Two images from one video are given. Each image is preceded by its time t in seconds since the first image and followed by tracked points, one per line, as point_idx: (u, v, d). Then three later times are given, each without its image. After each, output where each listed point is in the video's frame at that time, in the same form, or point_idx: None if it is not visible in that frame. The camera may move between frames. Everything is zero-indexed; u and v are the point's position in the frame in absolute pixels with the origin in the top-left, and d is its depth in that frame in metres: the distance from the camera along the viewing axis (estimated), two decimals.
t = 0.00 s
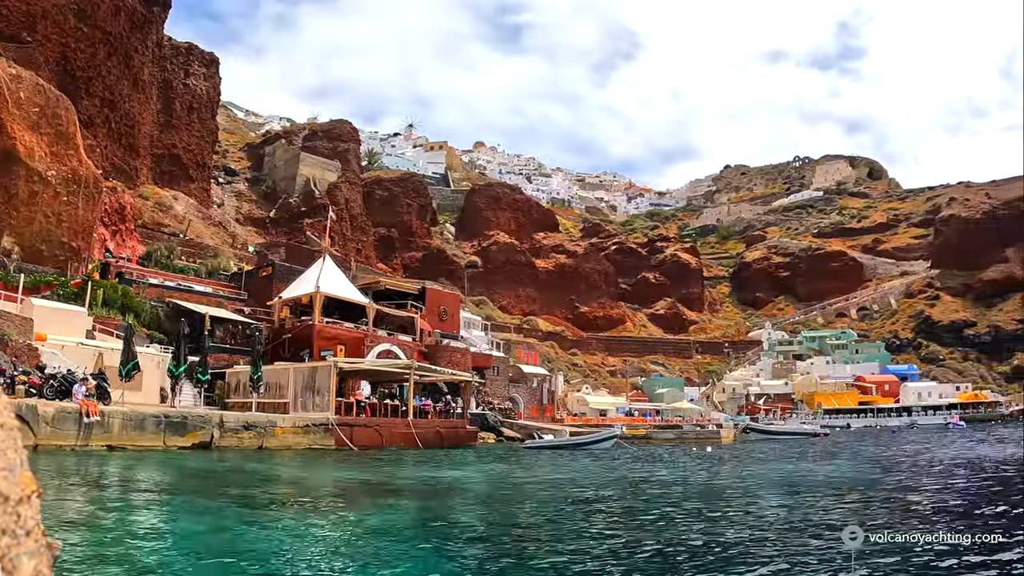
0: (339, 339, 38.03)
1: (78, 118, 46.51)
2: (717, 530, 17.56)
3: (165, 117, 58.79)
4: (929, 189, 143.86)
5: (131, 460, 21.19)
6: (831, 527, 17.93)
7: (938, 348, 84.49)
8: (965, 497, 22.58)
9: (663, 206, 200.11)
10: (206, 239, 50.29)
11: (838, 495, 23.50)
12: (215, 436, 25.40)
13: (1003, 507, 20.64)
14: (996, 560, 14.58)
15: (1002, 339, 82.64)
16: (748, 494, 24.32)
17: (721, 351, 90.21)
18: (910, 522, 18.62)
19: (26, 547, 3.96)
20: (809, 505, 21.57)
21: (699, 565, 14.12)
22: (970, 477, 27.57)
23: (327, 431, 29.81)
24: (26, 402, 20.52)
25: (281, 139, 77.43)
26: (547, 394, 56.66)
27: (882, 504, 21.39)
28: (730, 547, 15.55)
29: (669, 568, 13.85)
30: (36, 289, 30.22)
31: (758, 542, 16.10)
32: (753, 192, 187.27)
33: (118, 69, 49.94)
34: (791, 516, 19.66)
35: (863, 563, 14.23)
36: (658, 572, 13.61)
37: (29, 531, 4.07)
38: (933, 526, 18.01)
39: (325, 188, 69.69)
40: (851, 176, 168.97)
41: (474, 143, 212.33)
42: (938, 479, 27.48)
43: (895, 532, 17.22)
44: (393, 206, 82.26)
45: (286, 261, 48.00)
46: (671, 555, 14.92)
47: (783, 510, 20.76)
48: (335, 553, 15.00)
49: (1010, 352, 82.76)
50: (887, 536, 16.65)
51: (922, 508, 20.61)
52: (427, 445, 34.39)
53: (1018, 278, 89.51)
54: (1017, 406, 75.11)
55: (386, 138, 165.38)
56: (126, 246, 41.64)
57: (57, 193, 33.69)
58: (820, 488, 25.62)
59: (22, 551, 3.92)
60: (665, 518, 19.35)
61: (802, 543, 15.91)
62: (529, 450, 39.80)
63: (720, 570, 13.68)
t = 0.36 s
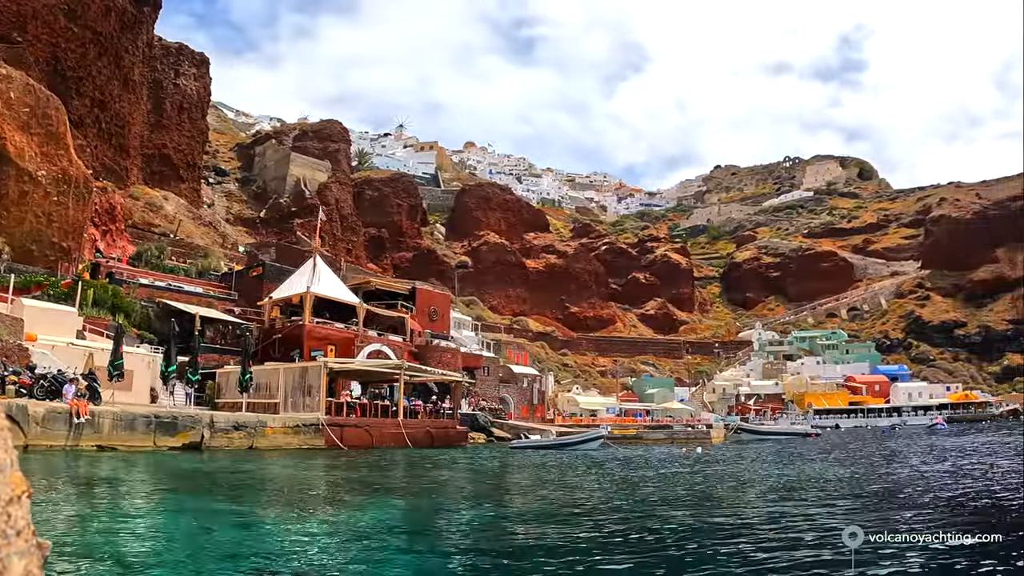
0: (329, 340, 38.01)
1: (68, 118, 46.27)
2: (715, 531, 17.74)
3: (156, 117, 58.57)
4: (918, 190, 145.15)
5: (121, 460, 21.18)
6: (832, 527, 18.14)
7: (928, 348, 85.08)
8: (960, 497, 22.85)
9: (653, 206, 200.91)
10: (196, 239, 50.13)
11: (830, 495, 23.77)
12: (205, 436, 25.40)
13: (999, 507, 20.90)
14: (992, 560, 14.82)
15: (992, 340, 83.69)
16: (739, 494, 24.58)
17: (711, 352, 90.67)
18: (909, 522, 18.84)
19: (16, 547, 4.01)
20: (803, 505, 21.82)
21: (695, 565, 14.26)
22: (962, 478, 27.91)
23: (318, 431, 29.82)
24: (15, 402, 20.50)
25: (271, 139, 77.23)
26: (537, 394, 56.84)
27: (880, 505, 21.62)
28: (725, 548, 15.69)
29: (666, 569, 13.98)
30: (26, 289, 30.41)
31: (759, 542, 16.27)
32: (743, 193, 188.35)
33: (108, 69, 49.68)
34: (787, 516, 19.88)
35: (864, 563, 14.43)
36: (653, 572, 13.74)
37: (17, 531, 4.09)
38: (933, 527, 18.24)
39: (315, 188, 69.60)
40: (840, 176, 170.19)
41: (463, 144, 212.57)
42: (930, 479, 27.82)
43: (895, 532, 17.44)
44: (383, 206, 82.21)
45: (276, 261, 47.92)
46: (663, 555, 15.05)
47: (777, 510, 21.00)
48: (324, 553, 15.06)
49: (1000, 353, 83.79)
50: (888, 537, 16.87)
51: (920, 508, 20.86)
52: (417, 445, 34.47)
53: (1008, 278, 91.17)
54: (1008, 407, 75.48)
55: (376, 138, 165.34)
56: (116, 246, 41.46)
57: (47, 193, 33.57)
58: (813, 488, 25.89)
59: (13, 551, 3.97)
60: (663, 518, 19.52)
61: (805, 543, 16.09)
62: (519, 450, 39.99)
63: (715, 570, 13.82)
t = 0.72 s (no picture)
0: (319, 340, 37.98)
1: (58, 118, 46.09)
2: (712, 530, 17.95)
3: (146, 117, 58.34)
4: (906, 190, 146.26)
5: (111, 460, 21.19)
6: (832, 526, 18.37)
7: (919, 349, 84.99)
8: (955, 497, 23.13)
9: (644, 206, 201.48)
10: (187, 239, 49.98)
11: (821, 495, 24.06)
12: (195, 436, 25.41)
13: (997, 508, 21.15)
14: (990, 562, 15.05)
15: (982, 340, 83.73)
16: (730, 494, 24.82)
17: (701, 351, 91.09)
18: (909, 522, 19.06)
19: (7, 548, 4.22)
20: (796, 505, 22.08)
21: (690, 564, 14.46)
22: (955, 478, 28.26)
23: (308, 431, 29.84)
24: (4, 402, 20.50)
25: (261, 139, 77.04)
26: (527, 394, 57.04)
27: (880, 504, 21.86)
28: (718, 547, 15.92)
29: (661, 569, 14.16)
30: (17, 289, 30.54)
31: (760, 542, 16.49)
32: (733, 193, 189.33)
33: (98, 69, 49.46)
34: (781, 516, 20.12)
35: (867, 563, 14.66)
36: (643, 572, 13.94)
37: (7, 532, 4.30)
38: (933, 527, 18.46)
39: (306, 188, 69.51)
40: (830, 176, 171.20)
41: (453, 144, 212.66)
42: (919, 478, 28.17)
43: (896, 532, 17.69)
44: (373, 206, 82.17)
45: (265, 261, 47.85)
46: (653, 554, 15.26)
47: (771, 510, 21.23)
48: (314, 553, 15.15)
49: (990, 354, 83.80)
50: (888, 536, 17.12)
51: (919, 508, 21.09)
52: (408, 445, 34.55)
53: (998, 279, 91.70)
54: (998, 407, 75.43)
55: (366, 138, 165.14)
56: (106, 246, 41.31)
57: (37, 193, 33.48)
58: (803, 488, 26.19)
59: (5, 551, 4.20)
60: (662, 518, 19.70)
61: (807, 543, 16.30)
62: (508, 450, 40.19)
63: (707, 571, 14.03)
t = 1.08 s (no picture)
0: (309, 340, 37.98)
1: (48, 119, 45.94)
2: (706, 530, 18.16)
3: (136, 117, 58.11)
4: (895, 190, 147.40)
5: (101, 460, 21.18)
6: (833, 527, 18.56)
7: (909, 349, 85.35)
8: (950, 497, 23.41)
9: (634, 206, 202.16)
10: (177, 239, 49.89)
11: (812, 495, 24.36)
12: (185, 436, 25.40)
13: (994, 507, 21.38)
14: (987, 560, 15.27)
15: (972, 340, 82.62)
16: (722, 494, 25.10)
17: (691, 351, 91.54)
18: (909, 522, 19.27)
19: None
20: (789, 505, 22.35)
21: (686, 565, 14.65)
22: (949, 478, 28.54)
23: (298, 431, 29.87)
24: None
25: (251, 139, 76.80)
26: (517, 394, 57.18)
27: (878, 505, 22.09)
28: (711, 547, 16.14)
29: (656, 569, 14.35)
30: (6, 289, 30.53)
31: (762, 542, 16.66)
32: (723, 193, 190.30)
33: (88, 70, 49.29)
34: (775, 515, 20.37)
35: (870, 564, 14.86)
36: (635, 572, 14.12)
37: None
38: (933, 527, 18.65)
39: (296, 188, 69.41)
40: (820, 176, 172.28)
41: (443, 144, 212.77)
42: (908, 479, 28.54)
43: (896, 533, 17.90)
44: (363, 206, 82.11)
45: (255, 261, 47.77)
46: (644, 555, 15.47)
47: (765, 510, 21.49)
48: (304, 552, 15.29)
49: (980, 354, 82.78)
50: (888, 536, 17.32)
51: (918, 508, 21.33)
52: (398, 445, 34.61)
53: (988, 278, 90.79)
54: (986, 407, 77.29)
55: (356, 138, 164.91)
56: (97, 247, 41.20)
57: (27, 193, 33.44)
58: (794, 488, 26.52)
59: None
60: (663, 519, 19.85)
61: (808, 544, 16.49)
62: (498, 450, 40.38)
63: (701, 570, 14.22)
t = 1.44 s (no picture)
0: (299, 340, 37.97)
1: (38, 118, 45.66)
2: (696, 531, 18.37)
3: (126, 117, 57.85)
4: (884, 191, 148.57)
5: (91, 460, 21.20)
6: (833, 527, 18.77)
7: (899, 349, 86.02)
8: (939, 497, 23.76)
9: (624, 206, 202.80)
10: (167, 239, 49.72)
11: (802, 496, 24.63)
12: (175, 436, 25.42)
13: (990, 507, 21.67)
14: (981, 560, 15.51)
15: (962, 340, 84.12)
16: (711, 494, 25.37)
17: (681, 351, 91.98)
18: (908, 522, 19.51)
19: None
20: (782, 505, 22.64)
21: (683, 564, 14.80)
22: (941, 478, 28.90)
23: (288, 432, 29.92)
24: None
25: (241, 139, 76.57)
26: (507, 394, 57.33)
27: (875, 505, 22.33)
28: (703, 548, 16.33)
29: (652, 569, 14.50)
30: None
31: (763, 542, 16.84)
32: (713, 193, 191.16)
33: (78, 70, 49.04)
34: (770, 516, 20.56)
35: (869, 564, 15.04)
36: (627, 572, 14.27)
37: None
38: (932, 527, 18.88)
39: (286, 188, 69.26)
40: (810, 176, 173.41)
41: (433, 144, 212.85)
42: (896, 479, 28.91)
43: (895, 533, 18.11)
44: (353, 206, 82.06)
45: (244, 261, 47.68)
46: (635, 555, 15.64)
47: (759, 510, 21.69)
48: (293, 552, 15.41)
49: (970, 354, 84.41)
50: (888, 536, 17.52)
51: (914, 508, 21.60)
52: (388, 446, 34.71)
53: (978, 278, 91.38)
54: (978, 407, 76.60)
55: (346, 138, 164.62)
56: (86, 246, 40.99)
57: (16, 193, 33.35)
58: (782, 488, 26.85)
59: None
60: (663, 519, 20.01)
61: (810, 544, 16.67)
62: (488, 450, 40.61)
63: (696, 570, 14.37)
